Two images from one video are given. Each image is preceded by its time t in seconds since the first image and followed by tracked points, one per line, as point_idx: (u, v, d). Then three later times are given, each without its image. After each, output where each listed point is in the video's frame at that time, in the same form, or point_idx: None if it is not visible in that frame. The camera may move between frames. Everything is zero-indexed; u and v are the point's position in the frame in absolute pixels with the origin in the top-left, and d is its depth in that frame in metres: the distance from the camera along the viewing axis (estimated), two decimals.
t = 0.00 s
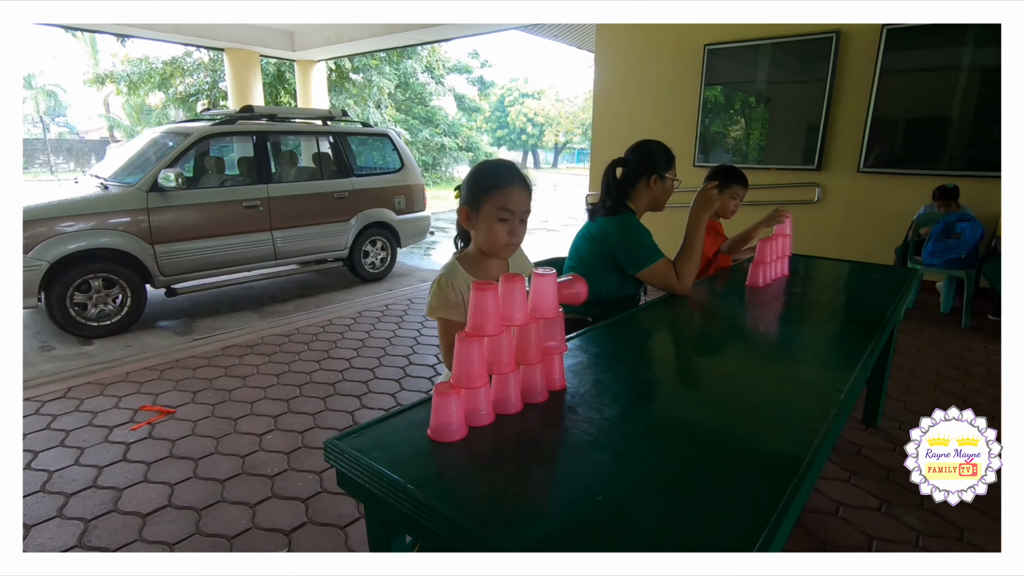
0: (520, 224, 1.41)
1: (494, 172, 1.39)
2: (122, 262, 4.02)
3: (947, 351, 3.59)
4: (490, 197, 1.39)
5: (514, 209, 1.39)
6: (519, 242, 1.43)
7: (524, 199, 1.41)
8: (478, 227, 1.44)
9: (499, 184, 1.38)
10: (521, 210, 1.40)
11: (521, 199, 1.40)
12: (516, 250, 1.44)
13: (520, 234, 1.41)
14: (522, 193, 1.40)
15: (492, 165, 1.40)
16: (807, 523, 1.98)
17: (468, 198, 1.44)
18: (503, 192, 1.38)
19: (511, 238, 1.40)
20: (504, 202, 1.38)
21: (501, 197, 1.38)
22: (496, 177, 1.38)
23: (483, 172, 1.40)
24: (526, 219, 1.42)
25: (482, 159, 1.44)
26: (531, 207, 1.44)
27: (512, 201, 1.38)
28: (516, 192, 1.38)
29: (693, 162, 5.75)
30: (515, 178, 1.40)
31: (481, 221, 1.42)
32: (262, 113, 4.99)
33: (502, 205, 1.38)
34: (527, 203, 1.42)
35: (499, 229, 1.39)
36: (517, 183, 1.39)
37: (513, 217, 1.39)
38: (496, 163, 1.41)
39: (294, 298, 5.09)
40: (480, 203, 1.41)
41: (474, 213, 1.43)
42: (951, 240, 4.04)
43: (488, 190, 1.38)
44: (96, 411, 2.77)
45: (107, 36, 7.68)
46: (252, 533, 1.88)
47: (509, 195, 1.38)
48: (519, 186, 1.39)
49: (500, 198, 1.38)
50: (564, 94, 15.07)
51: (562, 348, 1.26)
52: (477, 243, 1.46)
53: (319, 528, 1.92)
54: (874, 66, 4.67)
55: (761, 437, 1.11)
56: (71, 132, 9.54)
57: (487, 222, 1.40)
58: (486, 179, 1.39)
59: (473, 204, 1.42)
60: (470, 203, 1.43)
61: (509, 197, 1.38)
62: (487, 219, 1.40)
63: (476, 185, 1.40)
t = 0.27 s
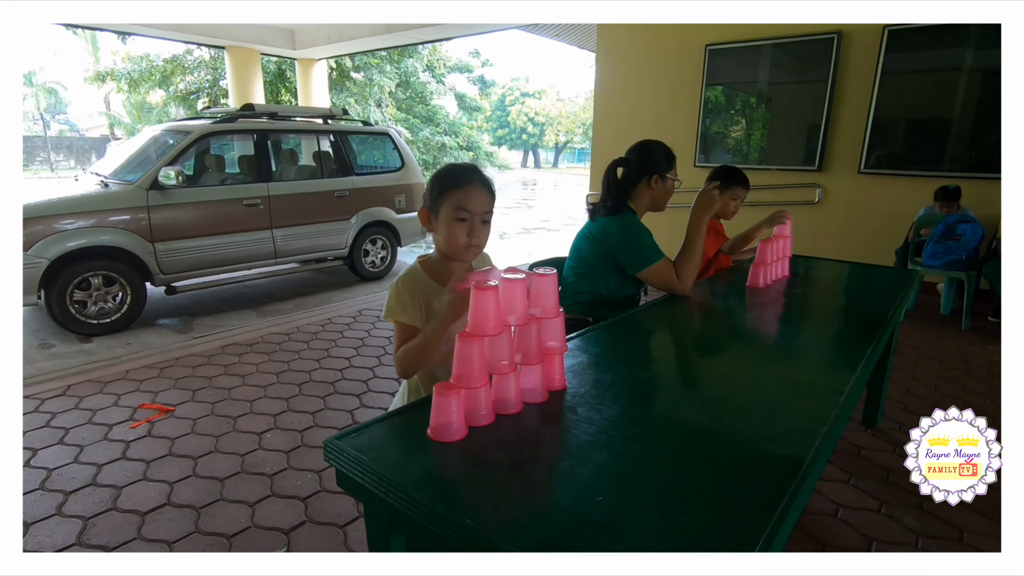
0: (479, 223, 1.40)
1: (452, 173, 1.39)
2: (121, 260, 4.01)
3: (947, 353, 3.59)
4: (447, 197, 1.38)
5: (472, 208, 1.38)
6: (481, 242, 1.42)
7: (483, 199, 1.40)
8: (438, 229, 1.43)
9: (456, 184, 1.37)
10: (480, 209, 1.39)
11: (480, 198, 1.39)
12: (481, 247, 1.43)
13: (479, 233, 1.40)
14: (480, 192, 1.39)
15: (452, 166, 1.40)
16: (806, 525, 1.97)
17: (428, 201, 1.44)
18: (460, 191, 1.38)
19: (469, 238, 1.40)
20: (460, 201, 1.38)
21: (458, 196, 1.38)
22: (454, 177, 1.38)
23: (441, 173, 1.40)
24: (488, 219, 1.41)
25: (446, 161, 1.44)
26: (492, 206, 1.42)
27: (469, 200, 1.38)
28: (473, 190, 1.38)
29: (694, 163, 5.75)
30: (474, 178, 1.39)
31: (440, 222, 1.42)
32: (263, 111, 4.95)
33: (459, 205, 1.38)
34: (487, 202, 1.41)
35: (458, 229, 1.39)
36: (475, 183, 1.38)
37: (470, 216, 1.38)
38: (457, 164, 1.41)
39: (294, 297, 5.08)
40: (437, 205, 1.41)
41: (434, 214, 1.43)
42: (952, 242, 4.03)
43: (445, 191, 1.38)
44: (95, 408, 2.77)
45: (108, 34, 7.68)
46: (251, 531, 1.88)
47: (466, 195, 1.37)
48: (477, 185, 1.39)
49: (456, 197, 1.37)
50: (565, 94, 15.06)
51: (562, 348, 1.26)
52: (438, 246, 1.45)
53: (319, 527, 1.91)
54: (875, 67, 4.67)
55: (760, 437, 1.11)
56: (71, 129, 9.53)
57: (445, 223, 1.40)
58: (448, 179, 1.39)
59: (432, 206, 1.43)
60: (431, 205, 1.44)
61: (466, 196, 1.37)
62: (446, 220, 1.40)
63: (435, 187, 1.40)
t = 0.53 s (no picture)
0: (461, 218, 1.40)
1: (432, 170, 1.39)
2: (122, 258, 4.01)
3: (947, 355, 3.59)
4: (426, 193, 1.39)
5: (451, 203, 1.38)
6: (464, 237, 1.42)
7: (463, 192, 1.40)
8: (420, 228, 1.43)
9: (435, 180, 1.38)
10: (459, 202, 1.39)
11: (461, 192, 1.40)
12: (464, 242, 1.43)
13: (462, 227, 1.40)
14: (460, 186, 1.39)
15: (430, 164, 1.41)
16: (806, 526, 1.98)
17: (406, 199, 1.44)
18: (440, 186, 1.38)
19: (453, 232, 1.39)
20: (440, 195, 1.38)
21: (437, 191, 1.38)
22: (432, 174, 1.38)
23: (419, 172, 1.40)
24: (467, 212, 1.41)
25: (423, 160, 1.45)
26: (472, 200, 1.43)
27: (449, 194, 1.38)
28: (453, 185, 1.38)
29: (694, 164, 5.75)
30: (453, 174, 1.40)
31: (422, 220, 1.41)
32: (264, 111, 5.01)
33: (440, 200, 1.38)
34: (466, 196, 1.41)
35: (439, 225, 1.39)
36: (454, 178, 1.39)
37: (452, 209, 1.39)
38: (436, 161, 1.41)
39: (294, 296, 5.09)
40: (417, 202, 1.41)
41: (413, 212, 1.42)
42: (952, 244, 4.04)
43: (424, 188, 1.39)
44: (96, 407, 2.78)
45: (109, 32, 7.68)
46: (251, 531, 1.88)
47: (445, 189, 1.38)
48: (456, 180, 1.39)
49: (436, 192, 1.37)
50: (566, 94, 15.07)
51: (564, 349, 1.26)
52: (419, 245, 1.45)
53: (319, 527, 1.92)
54: (876, 69, 4.67)
55: (761, 440, 1.11)
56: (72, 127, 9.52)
57: (426, 220, 1.40)
58: (427, 175, 1.39)
59: (412, 204, 1.42)
60: (409, 204, 1.43)
61: (446, 190, 1.37)
62: (427, 216, 1.40)
63: (414, 186, 1.41)
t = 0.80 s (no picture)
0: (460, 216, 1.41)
1: (430, 168, 1.40)
2: (122, 258, 4.01)
3: (947, 356, 3.59)
4: (424, 192, 1.39)
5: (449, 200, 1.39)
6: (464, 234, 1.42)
7: (460, 190, 1.41)
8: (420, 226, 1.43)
9: (432, 179, 1.39)
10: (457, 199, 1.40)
11: (459, 190, 1.40)
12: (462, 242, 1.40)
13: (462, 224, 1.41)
14: (456, 184, 1.40)
15: (426, 163, 1.42)
16: (806, 527, 1.98)
17: (404, 201, 1.44)
18: (437, 185, 1.39)
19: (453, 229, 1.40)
20: (437, 194, 1.38)
21: (434, 190, 1.39)
22: (429, 172, 1.39)
23: (416, 172, 1.41)
24: (469, 208, 1.41)
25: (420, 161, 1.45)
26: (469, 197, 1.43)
27: (447, 192, 1.39)
28: (450, 184, 1.39)
29: (695, 165, 5.76)
30: (449, 172, 1.41)
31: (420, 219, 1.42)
32: (264, 110, 4.99)
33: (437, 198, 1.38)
34: (463, 193, 1.42)
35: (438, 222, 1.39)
36: (450, 175, 1.40)
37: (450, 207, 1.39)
38: (432, 160, 1.42)
39: (294, 296, 5.09)
40: (415, 202, 1.41)
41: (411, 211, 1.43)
42: (952, 245, 4.04)
43: (423, 186, 1.39)
44: (96, 407, 2.78)
45: (109, 31, 7.69)
46: (251, 531, 1.88)
47: (442, 187, 1.39)
48: (453, 178, 1.40)
49: (435, 190, 1.38)
50: (566, 94, 15.08)
51: (565, 350, 1.26)
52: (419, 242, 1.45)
53: (319, 527, 1.92)
54: (876, 70, 4.67)
55: (761, 441, 1.11)
56: (73, 126, 9.51)
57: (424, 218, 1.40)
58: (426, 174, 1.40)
59: (410, 203, 1.43)
60: (408, 203, 1.43)
61: (443, 188, 1.38)
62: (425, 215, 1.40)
63: (411, 185, 1.42)
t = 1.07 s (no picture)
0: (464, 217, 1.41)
1: (439, 169, 1.41)
2: (122, 258, 4.01)
3: (946, 356, 3.60)
4: (429, 194, 1.40)
5: (453, 202, 1.39)
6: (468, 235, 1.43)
7: (466, 191, 1.41)
8: (424, 227, 1.44)
9: (438, 180, 1.39)
10: (462, 201, 1.40)
11: (463, 192, 1.41)
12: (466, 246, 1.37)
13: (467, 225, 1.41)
14: (463, 185, 1.40)
15: (431, 164, 1.42)
16: (805, 527, 1.98)
17: (412, 201, 1.46)
18: (442, 186, 1.39)
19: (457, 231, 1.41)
20: (443, 196, 1.39)
21: (440, 192, 1.39)
22: (435, 174, 1.40)
23: (422, 173, 1.42)
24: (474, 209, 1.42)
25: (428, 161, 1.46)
26: (475, 199, 1.43)
27: (452, 194, 1.39)
28: (455, 184, 1.39)
29: (694, 165, 5.76)
30: (454, 172, 1.41)
31: (425, 220, 1.43)
32: (264, 111, 4.95)
33: (441, 201, 1.39)
34: (468, 194, 1.41)
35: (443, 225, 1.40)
36: (455, 176, 1.40)
37: (454, 208, 1.39)
38: (437, 161, 1.43)
39: (294, 297, 5.09)
40: (421, 203, 1.43)
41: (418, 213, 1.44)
42: (951, 245, 4.04)
43: (431, 188, 1.40)
44: (95, 408, 2.78)
45: (108, 32, 7.69)
46: (251, 531, 1.89)
47: (449, 189, 1.39)
48: (459, 179, 1.40)
49: (440, 193, 1.39)
50: (566, 94, 15.08)
51: (564, 350, 1.26)
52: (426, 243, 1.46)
53: (319, 527, 1.92)
54: (875, 70, 4.68)
55: (760, 441, 1.11)
56: (72, 127, 9.51)
57: (431, 220, 1.41)
58: (435, 175, 1.41)
59: (417, 204, 1.44)
60: (415, 204, 1.45)
61: (449, 189, 1.39)
62: (430, 216, 1.41)
63: (418, 186, 1.43)
